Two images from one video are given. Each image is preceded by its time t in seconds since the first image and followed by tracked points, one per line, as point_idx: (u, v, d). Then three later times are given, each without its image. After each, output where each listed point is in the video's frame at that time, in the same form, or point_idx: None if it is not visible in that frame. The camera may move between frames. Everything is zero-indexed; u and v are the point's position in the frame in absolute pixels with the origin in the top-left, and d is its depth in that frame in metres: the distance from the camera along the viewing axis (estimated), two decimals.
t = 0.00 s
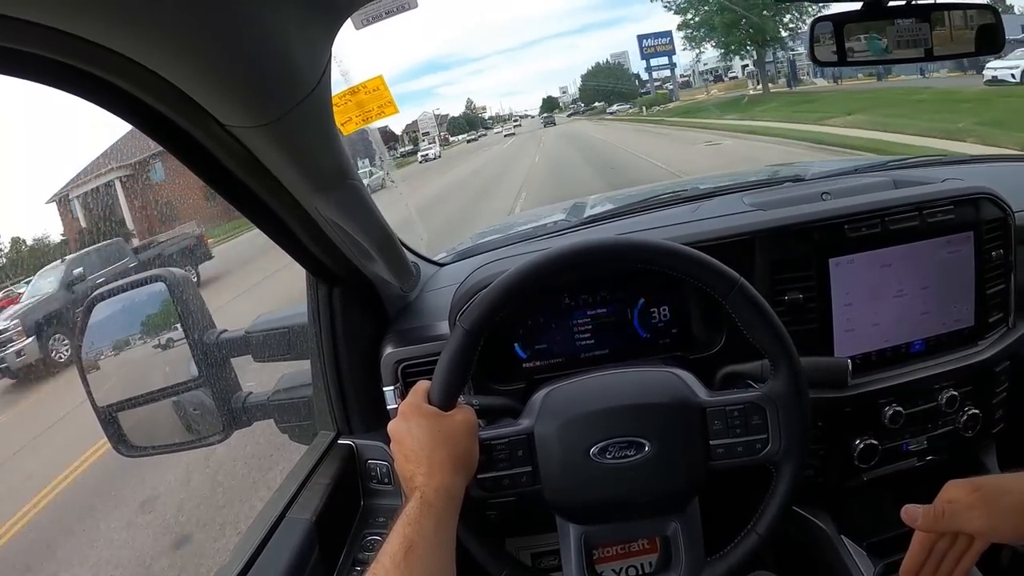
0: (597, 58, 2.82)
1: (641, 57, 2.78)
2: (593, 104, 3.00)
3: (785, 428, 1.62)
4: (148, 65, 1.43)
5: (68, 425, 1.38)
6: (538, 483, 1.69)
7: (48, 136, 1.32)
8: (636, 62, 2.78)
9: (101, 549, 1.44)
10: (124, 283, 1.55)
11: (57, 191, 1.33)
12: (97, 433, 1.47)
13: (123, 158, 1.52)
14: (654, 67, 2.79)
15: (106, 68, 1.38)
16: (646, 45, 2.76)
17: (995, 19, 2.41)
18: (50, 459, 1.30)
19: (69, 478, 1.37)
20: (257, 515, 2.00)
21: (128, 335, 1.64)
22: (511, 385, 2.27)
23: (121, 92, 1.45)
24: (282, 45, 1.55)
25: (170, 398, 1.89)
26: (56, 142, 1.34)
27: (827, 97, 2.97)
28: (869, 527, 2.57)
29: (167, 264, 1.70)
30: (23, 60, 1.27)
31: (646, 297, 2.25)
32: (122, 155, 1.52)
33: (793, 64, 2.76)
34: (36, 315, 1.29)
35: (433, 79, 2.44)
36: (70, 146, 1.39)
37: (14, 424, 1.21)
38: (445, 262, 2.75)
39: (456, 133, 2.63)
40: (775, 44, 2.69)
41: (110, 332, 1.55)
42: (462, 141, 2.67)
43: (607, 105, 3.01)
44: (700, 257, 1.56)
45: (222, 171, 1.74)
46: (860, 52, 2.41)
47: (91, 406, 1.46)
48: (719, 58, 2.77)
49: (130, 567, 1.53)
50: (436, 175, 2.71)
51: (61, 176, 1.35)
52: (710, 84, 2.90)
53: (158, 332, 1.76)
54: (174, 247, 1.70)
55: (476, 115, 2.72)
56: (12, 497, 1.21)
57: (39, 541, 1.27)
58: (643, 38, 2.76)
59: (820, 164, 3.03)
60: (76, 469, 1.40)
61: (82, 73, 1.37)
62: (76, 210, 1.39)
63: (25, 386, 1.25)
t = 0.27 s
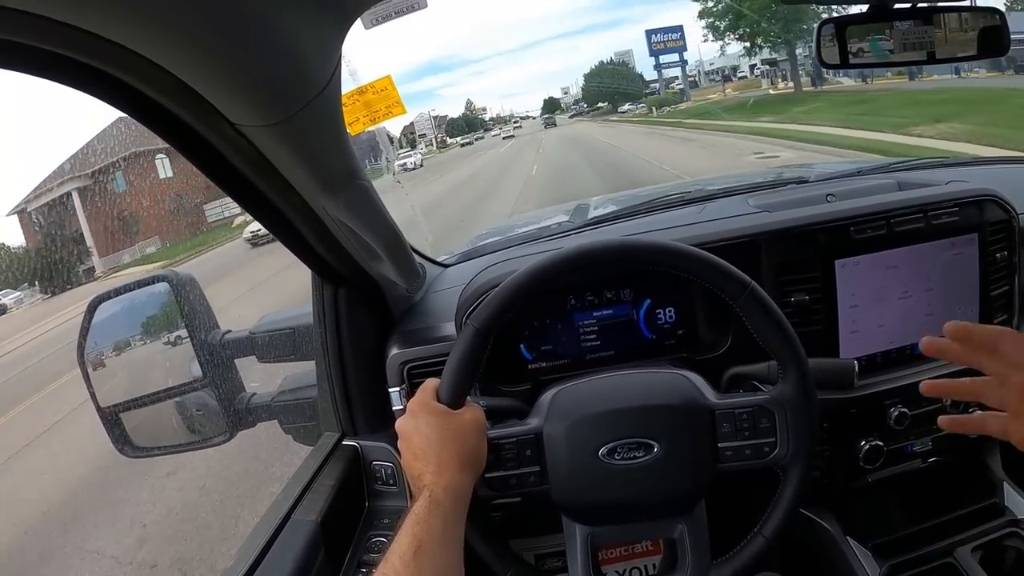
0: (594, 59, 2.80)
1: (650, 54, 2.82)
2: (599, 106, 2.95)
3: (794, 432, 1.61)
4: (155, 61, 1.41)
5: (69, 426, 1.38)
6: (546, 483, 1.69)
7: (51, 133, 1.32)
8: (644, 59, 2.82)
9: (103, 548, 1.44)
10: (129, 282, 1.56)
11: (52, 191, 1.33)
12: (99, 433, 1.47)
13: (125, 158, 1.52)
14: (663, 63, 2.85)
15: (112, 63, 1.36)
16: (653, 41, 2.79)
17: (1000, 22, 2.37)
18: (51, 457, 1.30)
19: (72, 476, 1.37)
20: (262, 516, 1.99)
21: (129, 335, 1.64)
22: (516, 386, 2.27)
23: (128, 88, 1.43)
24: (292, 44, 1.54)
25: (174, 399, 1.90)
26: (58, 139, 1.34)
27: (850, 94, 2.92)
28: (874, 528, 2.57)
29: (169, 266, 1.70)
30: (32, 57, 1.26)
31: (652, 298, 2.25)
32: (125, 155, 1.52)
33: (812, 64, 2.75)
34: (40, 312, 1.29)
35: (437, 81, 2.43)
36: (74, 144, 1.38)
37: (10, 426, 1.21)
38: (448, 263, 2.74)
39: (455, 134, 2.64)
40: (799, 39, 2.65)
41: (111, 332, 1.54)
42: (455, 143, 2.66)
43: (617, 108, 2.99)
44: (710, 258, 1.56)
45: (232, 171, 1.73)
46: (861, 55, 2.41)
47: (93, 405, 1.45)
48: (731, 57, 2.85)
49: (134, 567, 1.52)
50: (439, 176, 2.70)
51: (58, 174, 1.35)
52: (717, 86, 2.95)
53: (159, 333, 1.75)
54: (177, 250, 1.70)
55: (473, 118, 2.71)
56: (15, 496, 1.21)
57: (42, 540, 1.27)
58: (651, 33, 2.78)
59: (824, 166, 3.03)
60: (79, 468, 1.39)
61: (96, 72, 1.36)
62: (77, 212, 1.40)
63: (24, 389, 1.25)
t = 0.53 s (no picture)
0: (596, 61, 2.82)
1: (661, 47, 2.77)
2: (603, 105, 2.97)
3: (794, 430, 1.61)
4: (160, 54, 1.41)
5: (74, 423, 1.38)
6: (546, 479, 1.69)
7: (59, 130, 1.32)
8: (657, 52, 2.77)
9: (107, 543, 1.45)
10: (132, 280, 1.57)
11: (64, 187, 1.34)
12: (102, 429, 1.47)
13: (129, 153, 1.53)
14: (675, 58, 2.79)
15: (118, 57, 1.36)
16: (664, 34, 2.76)
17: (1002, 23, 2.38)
18: (56, 454, 1.31)
19: (76, 472, 1.37)
20: (262, 512, 1.99)
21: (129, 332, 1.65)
22: (517, 383, 2.27)
23: (131, 82, 1.43)
24: (296, 38, 1.55)
25: (174, 395, 1.91)
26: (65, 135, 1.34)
27: (856, 96, 2.89)
28: (874, 528, 2.56)
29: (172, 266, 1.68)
30: (42, 52, 1.26)
31: (653, 295, 2.25)
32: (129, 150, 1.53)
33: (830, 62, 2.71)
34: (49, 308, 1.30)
35: (437, 81, 2.42)
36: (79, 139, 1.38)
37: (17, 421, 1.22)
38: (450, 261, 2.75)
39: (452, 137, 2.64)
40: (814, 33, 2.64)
41: (114, 327, 1.56)
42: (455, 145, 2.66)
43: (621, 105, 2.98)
44: (711, 255, 1.56)
45: (235, 167, 1.74)
46: (862, 56, 2.42)
47: (94, 401, 1.45)
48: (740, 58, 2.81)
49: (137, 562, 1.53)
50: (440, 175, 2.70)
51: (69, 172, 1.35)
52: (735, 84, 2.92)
53: (158, 331, 1.77)
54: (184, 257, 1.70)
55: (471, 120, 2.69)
56: (21, 491, 1.22)
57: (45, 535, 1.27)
58: (662, 26, 2.76)
59: (825, 165, 3.03)
60: (83, 464, 1.40)
61: (104, 68, 1.37)
62: (89, 209, 1.40)
63: (28, 385, 1.26)
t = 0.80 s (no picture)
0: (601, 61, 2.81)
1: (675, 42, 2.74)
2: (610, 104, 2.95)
3: (792, 440, 1.61)
4: (154, 66, 1.41)
5: (72, 425, 1.39)
6: (543, 484, 1.68)
7: (50, 133, 1.33)
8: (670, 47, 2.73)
9: (106, 548, 1.45)
10: (132, 284, 1.57)
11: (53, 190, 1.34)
12: (101, 432, 1.47)
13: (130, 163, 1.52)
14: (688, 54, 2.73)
15: (111, 66, 1.36)
16: (677, 28, 2.74)
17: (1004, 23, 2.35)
18: (54, 457, 1.31)
19: (73, 476, 1.37)
20: (261, 516, 1.99)
21: (130, 334, 1.67)
22: (516, 388, 2.26)
23: (125, 91, 1.43)
24: (290, 45, 1.54)
25: (173, 400, 1.91)
26: (56, 139, 1.34)
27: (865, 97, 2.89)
28: (874, 533, 2.57)
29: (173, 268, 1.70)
30: (33, 64, 1.26)
31: (652, 300, 2.24)
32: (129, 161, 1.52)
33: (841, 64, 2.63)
34: (47, 315, 1.29)
35: (439, 81, 2.41)
36: (70, 148, 1.38)
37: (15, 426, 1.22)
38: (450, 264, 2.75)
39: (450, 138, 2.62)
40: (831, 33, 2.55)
41: (116, 329, 1.58)
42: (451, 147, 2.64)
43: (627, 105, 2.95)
44: (709, 263, 1.56)
45: (231, 175, 1.74)
46: (864, 58, 2.40)
47: (94, 405, 1.45)
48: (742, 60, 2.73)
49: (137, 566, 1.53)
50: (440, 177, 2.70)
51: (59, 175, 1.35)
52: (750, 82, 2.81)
53: (160, 332, 1.78)
54: (179, 254, 1.69)
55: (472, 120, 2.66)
56: (18, 496, 1.21)
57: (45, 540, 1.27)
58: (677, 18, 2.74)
59: (826, 168, 3.02)
60: (80, 469, 1.40)
61: (101, 79, 1.38)
62: (83, 212, 1.40)
63: (26, 388, 1.26)
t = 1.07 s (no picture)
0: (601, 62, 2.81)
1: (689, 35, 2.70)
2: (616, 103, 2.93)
3: (796, 436, 1.61)
4: (159, 65, 1.41)
5: (73, 427, 1.38)
6: (547, 489, 1.70)
7: (52, 131, 1.32)
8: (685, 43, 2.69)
9: (106, 551, 1.44)
10: (132, 285, 1.57)
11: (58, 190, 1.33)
12: (104, 434, 1.47)
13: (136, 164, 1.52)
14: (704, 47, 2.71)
15: (113, 64, 1.35)
16: (693, 21, 2.70)
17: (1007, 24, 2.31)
18: (55, 460, 1.30)
19: (75, 478, 1.37)
20: (263, 517, 1.99)
21: (134, 334, 1.67)
22: (519, 390, 2.26)
23: (125, 89, 1.42)
24: (292, 44, 1.53)
25: (175, 401, 1.90)
26: (59, 138, 1.34)
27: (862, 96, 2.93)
28: (878, 533, 2.56)
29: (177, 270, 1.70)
30: (38, 63, 1.27)
31: (656, 300, 2.23)
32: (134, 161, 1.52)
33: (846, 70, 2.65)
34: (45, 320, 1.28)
35: (441, 82, 2.43)
36: (76, 149, 1.38)
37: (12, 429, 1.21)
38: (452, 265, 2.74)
39: (451, 139, 2.64)
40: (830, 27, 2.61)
41: (115, 330, 1.57)
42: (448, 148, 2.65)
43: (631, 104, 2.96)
44: (713, 262, 1.55)
45: (233, 174, 1.73)
46: (866, 59, 2.39)
47: (94, 404, 1.44)
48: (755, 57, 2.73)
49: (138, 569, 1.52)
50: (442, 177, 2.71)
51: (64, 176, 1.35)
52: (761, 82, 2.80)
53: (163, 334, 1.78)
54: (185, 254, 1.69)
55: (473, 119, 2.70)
56: (18, 498, 1.21)
57: (42, 543, 1.27)
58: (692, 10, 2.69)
59: (828, 169, 3.02)
60: (82, 470, 1.39)
61: (107, 78, 1.38)
62: (87, 211, 1.39)
63: (25, 388, 1.25)
